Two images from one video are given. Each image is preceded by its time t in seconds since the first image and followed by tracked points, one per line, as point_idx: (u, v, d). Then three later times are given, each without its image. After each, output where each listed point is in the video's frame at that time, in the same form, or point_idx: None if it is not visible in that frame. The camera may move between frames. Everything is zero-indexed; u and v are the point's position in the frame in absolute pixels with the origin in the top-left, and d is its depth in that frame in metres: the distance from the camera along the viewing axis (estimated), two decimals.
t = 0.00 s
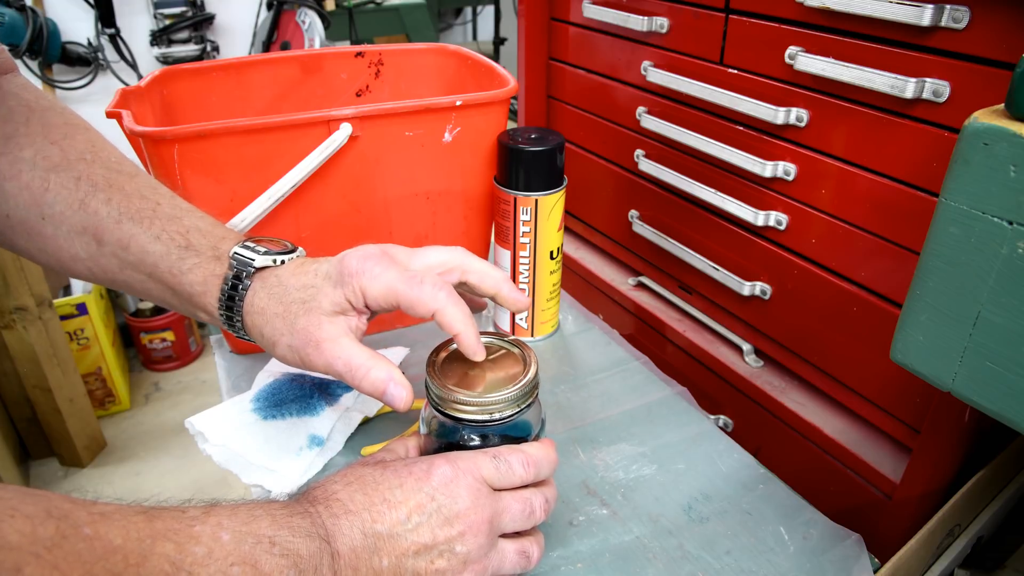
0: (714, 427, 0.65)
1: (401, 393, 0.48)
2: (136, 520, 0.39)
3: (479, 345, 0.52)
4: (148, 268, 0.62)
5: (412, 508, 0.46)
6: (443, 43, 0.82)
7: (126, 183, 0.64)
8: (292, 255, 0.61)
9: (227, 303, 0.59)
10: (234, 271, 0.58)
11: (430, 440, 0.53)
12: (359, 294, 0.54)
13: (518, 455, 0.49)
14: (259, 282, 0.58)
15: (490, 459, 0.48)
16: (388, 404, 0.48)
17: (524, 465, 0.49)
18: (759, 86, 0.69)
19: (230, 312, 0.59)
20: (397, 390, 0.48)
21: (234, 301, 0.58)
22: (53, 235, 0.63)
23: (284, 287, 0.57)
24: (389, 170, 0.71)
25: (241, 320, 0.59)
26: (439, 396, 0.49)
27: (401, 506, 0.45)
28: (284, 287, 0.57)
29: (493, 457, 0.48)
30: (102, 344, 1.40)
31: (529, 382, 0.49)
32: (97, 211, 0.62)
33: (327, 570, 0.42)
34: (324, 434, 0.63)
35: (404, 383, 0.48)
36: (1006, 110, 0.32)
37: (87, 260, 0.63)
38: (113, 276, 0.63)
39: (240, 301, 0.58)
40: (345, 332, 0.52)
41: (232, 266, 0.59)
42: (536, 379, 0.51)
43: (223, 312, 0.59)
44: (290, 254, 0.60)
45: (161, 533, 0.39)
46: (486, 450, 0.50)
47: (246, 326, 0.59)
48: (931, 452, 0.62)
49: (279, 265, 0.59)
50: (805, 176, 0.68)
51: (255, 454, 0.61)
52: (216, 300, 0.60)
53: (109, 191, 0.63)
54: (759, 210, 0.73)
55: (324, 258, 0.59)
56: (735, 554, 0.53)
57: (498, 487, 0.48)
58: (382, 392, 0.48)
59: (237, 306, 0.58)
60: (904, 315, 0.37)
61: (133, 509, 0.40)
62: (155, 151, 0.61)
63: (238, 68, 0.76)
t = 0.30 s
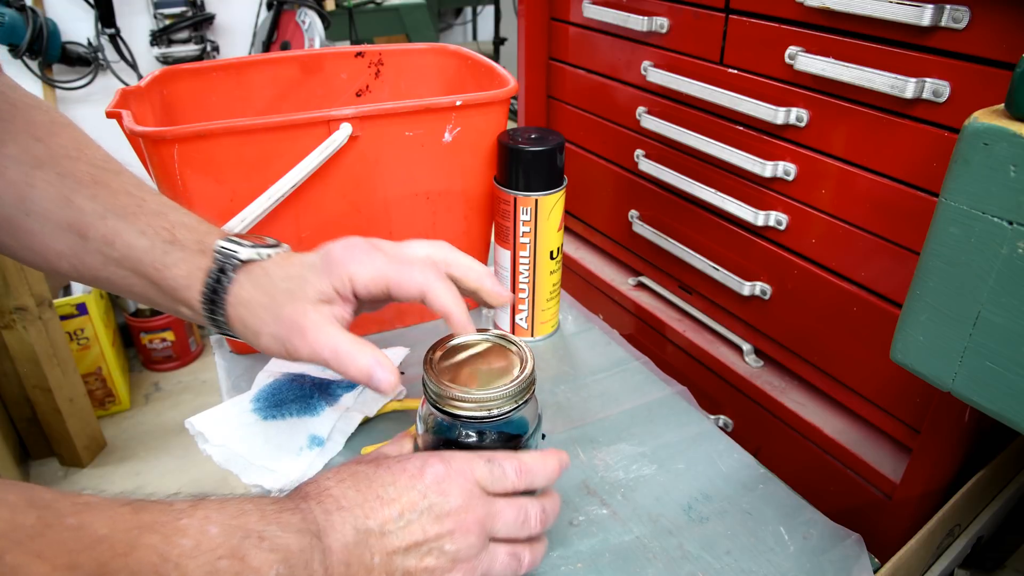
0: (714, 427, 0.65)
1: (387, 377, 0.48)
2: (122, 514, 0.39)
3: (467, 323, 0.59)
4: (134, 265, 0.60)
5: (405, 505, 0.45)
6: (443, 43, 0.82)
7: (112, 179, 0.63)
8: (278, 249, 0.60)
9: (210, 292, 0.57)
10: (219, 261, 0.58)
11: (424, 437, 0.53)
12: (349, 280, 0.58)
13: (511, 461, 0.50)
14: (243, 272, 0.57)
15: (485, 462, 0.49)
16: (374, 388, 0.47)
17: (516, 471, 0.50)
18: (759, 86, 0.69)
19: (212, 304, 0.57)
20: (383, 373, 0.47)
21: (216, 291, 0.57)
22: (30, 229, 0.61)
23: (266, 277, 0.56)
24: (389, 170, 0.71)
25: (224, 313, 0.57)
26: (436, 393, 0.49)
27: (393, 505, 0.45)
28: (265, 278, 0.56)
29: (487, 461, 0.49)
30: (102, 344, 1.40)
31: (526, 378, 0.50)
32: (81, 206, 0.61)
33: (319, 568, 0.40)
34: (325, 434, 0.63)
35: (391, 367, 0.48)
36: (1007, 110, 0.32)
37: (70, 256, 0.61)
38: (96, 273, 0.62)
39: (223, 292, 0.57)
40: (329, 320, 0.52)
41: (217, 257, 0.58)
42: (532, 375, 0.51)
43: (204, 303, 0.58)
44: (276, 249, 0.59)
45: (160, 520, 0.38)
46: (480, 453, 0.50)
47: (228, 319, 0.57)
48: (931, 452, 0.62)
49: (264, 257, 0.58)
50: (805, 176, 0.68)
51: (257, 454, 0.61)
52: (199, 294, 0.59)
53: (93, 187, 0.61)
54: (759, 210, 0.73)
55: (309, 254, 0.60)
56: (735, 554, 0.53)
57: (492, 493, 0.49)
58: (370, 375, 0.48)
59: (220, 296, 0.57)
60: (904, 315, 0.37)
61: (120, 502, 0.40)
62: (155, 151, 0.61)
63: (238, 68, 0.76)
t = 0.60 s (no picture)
0: (714, 427, 0.65)
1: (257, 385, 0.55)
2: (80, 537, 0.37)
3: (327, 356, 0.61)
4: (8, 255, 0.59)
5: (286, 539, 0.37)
6: (444, 43, 0.82)
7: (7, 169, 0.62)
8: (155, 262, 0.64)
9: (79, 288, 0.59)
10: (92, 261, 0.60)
11: (422, 436, 0.53)
12: (215, 298, 0.60)
13: (423, 503, 0.42)
14: (117, 275, 0.60)
15: (391, 501, 0.41)
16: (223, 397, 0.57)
17: (427, 515, 0.42)
18: (759, 86, 0.69)
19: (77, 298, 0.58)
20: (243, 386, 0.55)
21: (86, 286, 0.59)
22: None
23: (142, 284, 0.60)
24: (390, 170, 0.71)
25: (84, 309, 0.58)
26: (437, 392, 0.49)
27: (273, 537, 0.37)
28: (141, 283, 0.60)
29: (395, 500, 0.41)
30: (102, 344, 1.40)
31: (526, 377, 0.50)
32: None
33: None
34: (325, 434, 0.63)
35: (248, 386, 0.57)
36: (1007, 110, 0.32)
37: None
38: None
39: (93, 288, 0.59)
40: (187, 336, 0.58)
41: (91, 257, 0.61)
42: (532, 376, 0.51)
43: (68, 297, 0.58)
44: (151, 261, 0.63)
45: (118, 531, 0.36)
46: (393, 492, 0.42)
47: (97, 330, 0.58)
48: (931, 452, 0.62)
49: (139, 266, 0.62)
50: (804, 176, 0.68)
51: (256, 453, 0.61)
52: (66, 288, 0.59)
53: None
54: (759, 210, 0.73)
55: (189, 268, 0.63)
56: (735, 554, 0.53)
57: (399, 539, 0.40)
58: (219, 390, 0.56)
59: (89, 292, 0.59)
60: (904, 315, 0.37)
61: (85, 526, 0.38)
62: (155, 152, 0.61)
63: (238, 68, 0.76)
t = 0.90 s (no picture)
0: (714, 427, 0.65)
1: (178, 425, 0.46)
2: (62, 539, 0.40)
3: (256, 407, 0.54)
4: None
5: (220, 538, 0.43)
6: (443, 43, 0.82)
7: None
8: (107, 280, 0.64)
9: (23, 302, 0.59)
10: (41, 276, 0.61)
11: (422, 436, 0.53)
12: (152, 324, 0.55)
13: (350, 509, 0.48)
14: (64, 290, 0.61)
15: (322, 506, 0.47)
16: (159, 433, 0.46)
17: (354, 520, 0.47)
18: (759, 86, 0.69)
19: (20, 313, 0.59)
20: (174, 418, 0.46)
21: (29, 301, 0.59)
22: None
23: (87, 303, 0.59)
24: (390, 170, 0.71)
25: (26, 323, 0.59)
26: (437, 392, 0.49)
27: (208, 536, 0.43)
28: (86, 304, 0.59)
29: (326, 505, 0.47)
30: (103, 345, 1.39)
31: (526, 378, 0.50)
32: None
33: None
34: (325, 434, 0.63)
35: (184, 416, 0.47)
36: (1006, 110, 0.32)
37: None
38: None
39: (33, 304, 0.59)
40: (127, 357, 0.50)
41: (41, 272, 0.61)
42: (532, 376, 0.51)
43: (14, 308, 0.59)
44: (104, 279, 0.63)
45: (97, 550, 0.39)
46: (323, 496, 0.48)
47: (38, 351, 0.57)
48: (931, 452, 0.62)
49: (87, 283, 0.62)
50: (805, 176, 0.68)
51: (257, 453, 0.61)
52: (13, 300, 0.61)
53: None
54: (759, 210, 0.73)
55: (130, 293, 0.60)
56: (735, 554, 0.53)
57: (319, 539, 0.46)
58: (156, 421, 0.46)
59: (30, 307, 0.59)
60: (904, 315, 0.37)
61: (69, 527, 0.40)
62: (155, 152, 0.61)
63: (239, 69, 0.76)
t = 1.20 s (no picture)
0: (714, 427, 0.65)
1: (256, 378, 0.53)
2: (84, 534, 0.41)
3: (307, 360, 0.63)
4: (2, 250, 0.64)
5: (245, 535, 0.43)
6: (443, 43, 0.82)
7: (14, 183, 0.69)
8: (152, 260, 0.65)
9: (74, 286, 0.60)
10: (90, 260, 0.61)
11: (422, 435, 0.53)
12: (215, 294, 0.59)
13: (370, 507, 0.48)
14: (113, 271, 0.61)
15: (345, 502, 0.47)
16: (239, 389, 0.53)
17: (373, 518, 0.48)
18: (759, 86, 0.69)
19: (72, 297, 0.59)
20: (250, 374, 0.53)
21: (81, 284, 0.60)
22: None
23: (146, 276, 0.59)
24: (390, 170, 0.71)
25: (81, 305, 0.59)
26: (437, 392, 0.49)
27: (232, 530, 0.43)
28: (145, 276, 0.60)
29: (349, 502, 0.47)
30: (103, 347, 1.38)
31: (526, 378, 0.50)
32: None
33: None
34: (325, 434, 0.63)
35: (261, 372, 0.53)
36: (1006, 110, 0.32)
37: None
38: None
39: (86, 286, 0.60)
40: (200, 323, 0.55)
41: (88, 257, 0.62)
42: (532, 376, 0.51)
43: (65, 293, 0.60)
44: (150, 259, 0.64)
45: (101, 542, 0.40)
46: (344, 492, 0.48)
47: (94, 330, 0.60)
48: (931, 452, 0.62)
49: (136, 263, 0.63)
50: (805, 176, 0.68)
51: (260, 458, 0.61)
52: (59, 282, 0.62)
53: None
54: (759, 210, 0.73)
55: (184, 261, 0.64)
56: (735, 554, 0.53)
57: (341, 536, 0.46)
58: (237, 376, 0.53)
59: (83, 289, 0.59)
60: (904, 315, 0.37)
61: (91, 522, 0.41)
62: (155, 152, 0.61)
63: (239, 68, 0.76)
